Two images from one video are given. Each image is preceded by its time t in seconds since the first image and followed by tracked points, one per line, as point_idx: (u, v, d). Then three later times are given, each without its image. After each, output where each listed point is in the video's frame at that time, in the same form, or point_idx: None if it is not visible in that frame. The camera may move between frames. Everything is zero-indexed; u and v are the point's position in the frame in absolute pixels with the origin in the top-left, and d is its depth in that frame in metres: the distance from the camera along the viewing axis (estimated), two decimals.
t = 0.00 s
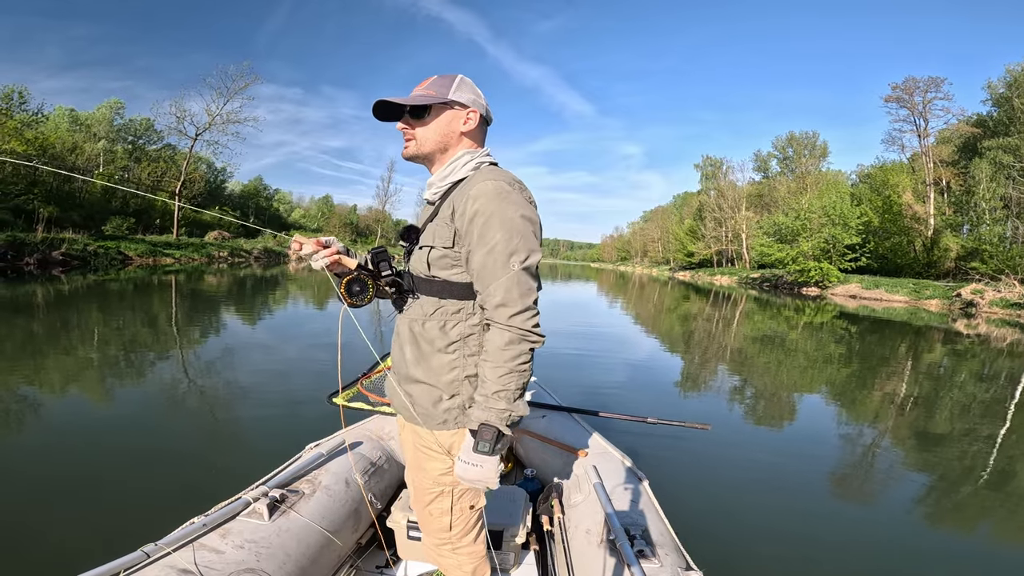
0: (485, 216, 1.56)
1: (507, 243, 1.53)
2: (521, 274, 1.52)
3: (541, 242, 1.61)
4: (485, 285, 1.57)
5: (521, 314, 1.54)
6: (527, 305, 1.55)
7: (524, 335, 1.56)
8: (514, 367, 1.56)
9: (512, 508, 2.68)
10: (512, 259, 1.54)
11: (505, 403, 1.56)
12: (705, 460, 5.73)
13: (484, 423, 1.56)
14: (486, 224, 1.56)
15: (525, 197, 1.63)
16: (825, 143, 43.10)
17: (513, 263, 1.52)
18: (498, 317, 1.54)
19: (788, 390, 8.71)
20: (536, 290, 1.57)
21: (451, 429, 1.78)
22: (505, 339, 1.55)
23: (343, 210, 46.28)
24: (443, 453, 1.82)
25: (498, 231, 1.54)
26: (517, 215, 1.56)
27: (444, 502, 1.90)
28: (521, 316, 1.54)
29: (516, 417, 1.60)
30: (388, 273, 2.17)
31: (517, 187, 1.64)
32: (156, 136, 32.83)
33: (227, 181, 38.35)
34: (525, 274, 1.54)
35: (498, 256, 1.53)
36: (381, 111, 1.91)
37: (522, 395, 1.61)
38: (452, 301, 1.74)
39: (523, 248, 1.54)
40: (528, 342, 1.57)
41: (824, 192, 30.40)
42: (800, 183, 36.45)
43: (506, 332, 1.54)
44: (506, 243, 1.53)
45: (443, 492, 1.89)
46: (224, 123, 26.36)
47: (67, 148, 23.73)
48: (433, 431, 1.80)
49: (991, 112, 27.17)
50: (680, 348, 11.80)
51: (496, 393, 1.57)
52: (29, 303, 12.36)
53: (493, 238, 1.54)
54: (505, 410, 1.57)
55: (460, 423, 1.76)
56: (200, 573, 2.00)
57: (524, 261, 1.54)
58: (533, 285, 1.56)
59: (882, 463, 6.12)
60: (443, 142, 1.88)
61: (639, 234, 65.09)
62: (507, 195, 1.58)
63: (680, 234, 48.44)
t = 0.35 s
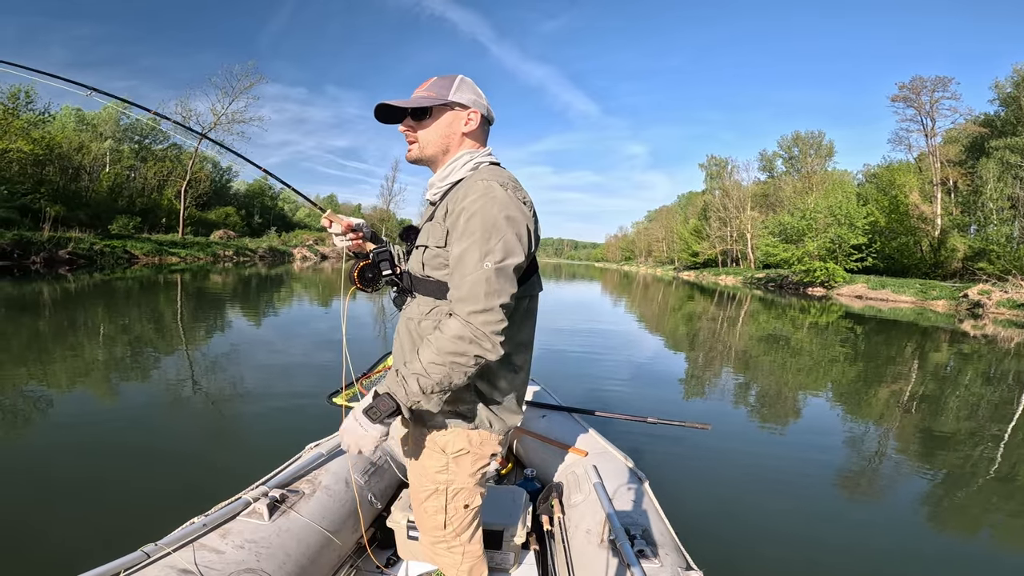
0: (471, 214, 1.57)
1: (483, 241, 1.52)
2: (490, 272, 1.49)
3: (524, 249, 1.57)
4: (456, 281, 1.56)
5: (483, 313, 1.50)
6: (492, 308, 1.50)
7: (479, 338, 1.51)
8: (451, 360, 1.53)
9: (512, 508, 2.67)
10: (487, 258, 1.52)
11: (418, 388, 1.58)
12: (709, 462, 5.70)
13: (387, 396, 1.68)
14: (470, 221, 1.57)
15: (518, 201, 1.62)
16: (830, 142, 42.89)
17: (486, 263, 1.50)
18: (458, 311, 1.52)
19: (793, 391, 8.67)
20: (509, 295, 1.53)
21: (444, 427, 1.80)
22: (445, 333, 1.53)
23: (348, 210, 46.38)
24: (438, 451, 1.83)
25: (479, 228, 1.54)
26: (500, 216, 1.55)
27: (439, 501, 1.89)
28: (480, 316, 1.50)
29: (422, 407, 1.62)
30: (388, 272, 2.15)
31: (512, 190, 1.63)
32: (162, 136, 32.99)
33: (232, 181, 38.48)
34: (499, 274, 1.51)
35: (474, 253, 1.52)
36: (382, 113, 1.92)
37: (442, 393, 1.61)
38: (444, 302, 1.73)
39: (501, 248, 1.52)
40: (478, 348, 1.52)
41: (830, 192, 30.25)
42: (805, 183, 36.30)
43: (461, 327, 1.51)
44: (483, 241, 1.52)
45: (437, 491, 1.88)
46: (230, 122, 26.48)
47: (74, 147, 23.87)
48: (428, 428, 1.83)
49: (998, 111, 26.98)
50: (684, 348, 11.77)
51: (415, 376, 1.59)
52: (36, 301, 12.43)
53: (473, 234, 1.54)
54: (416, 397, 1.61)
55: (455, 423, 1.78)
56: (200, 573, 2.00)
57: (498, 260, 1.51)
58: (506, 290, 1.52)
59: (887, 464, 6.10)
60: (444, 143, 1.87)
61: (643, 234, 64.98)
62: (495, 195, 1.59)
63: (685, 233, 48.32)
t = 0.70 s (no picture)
0: (458, 202, 1.56)
1: (449, 231, 1.52)
2: (443, 261, 1.49)
3: (487, 256, 1.52)
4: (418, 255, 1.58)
5: (413, 289, 1.51)
6: (422, 290, 1.50)
7: (401, 309, 1.54)
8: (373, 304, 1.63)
9: (512, 508, 2.66)
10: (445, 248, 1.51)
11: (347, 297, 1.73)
12: (710, 461, 5.70)
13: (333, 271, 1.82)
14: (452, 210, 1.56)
15: (507, 209, 1.58)
16: (832, 141, 42.79)
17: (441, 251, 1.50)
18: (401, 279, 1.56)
19: (796, 391, 8.64)
20: (454, 289, 1.51)
21: (447, 425, 1.78)
22: (385, 281, 1.63)
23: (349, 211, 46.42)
24: (441, 450, 1.82)
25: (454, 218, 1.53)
26: (478, 214, 1.52)
27: (443, 500, 1.89)
28: (410, 290, 1.52)
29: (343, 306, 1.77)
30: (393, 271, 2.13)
31: (513, 199, 1.59)
32: (165, 137, 33.05)
33: (234, 182, 38.54)
34: (447, 264, 1.50)
35: (440, 237, 1.52)
36: (390, 115, 1.92)
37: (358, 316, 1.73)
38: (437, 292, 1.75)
39: (460, 242, 1.51)
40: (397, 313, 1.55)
41: (833, 190, 30.17)
42: (808, 182, 36.22)
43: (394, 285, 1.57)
44: (452, 233, 1.51)
45: (442, 490, 1.89)
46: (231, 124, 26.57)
47: (76, 149, 23.92)
48: (432, 427, 1.81)
49: (1001, 109, 26.89)
50: (687, 347, 11.75)
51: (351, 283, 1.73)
52: (39, 302, 12.45)
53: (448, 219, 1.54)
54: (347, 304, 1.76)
55: (454, 418, 1.76)
56: (201, 573, 2.00)
57: (453, 250, 1.50)
58: (449, 282, 1.50)
59: (891, 463, 6.08)
60: (452, 144, 1.87)
61: (645, 233, 64.92)
62: (486, 194, 1.55)
63: (687, 233, 48.27)
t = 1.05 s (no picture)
0: (479, 214, 1.57)
1: (490, 242, 1.52)
2: (499, 273, 1.49)
3: (529, 253, 1.56)
4: (462, 280, 1.55)
5: (485, 310, 1.49)
6: (496, 304, 1.49)
7: (480, 335, 1.50)
8: (451, 355, 1.54)
9: (512, 508, 2.66)
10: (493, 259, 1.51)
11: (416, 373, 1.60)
12: (707, 460, 5.73)
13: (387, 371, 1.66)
14: (476, 221, 1.56)
15: (526, 204, 1.62)
16: (828, 141, 42.90)
17: (493, 264, 1.50)
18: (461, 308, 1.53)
19: (793, 390, 8.66)
20: (514, 295, 1.52)
21: (450, 424, 1.78)
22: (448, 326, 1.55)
23: (346, 211, 46.37)
24: (443, 449, 1.82)
25: (486, 228, 1.53)
26: (508, 217, 1.54)
27: (444, 499, 1.89)
28: (481, 312, 1.48)
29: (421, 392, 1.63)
30: (394, 272, 2.14)
31: (523, 195, 1.63)
32: (160, 137, 32.94)
33: (230, 182, 38.45)
34: (504, 274, 1.50)
35: (480, 251, 1.51)
36: (387, 115, 1.92)
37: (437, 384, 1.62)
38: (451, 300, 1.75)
39: (507, 250, 1.51)
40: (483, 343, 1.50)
41: (829, 189, 30.26)
42: (804, 181, 36.33)
43: (465, 321, 1.51)
44: (492, 244, 1.51)
45: (443, 488, 1.89)
46: (227, 123, 26.52)
47: (71, 149, 23.83)
48: (434, 426, 1.81)
49: (996, 109, 27.00)
50: (684, 347, 11.77)
51: (416, 362, 1.61)
52: (34, 303, 12.40)
53: (478, 231, 1.54)
54: (416, 382, 1.62)
55: (460, 419, 1.76)
56: (200, 573, 1.99)
57: (506, 261, 1.51)
58: (511, 289, 1.50)
59: (888, 462, 6.10)
60: (449, 145, 1.88)
61: (642, 232, 65.02)
62: (504, 199, 1.57)
63: (684, 232, 48.34)
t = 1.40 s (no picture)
0: (500, 220, 1.57)
1: (522, 247, 1.54)
2: (535, 276, 1.54)
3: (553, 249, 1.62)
4: (500, 287, 1.57)
5: (535, 315, 1.55)
6: (542, 306, 1.56)
7: (537, 337, 1.56)
8: (526, 368, 1.56)
9: (512, 508, 2.66)
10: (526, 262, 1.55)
11: (518, 402, 1.56)
12: (704, 460, 5.75)
13: (496, 420, 1.56)
14: (500, 228, 1.57)
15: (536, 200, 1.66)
16: (824, 142, 43.09)
17: (530, 267, 1.54)
18: (515, 318, 1.54)
19: (788, 391, 8.69)
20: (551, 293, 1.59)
21: (454, 425, 1.79)
22: (520, 337, 1.55)
23: (342, 210, 46.26)
24: (445, 448, 1.84)
25: (513, 234, 1.55)
26: (532, 219, 1.57)
27: (445, 498, 1.91)
28: (533, 317, 1.54)
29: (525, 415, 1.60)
30: (396, 274, 2.14)
31: (530, 192, 1.66)
32: (155, 135, 32.78)
33: (226, 181, 38.30)
34: (540, 276, 1.56)
35: (514, 258, 1.54)
36: (388, 114, 1.92)
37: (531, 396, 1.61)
38: (463, 303, 1.75)
39: (539, 251, 1.56)
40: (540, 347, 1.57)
41: (824, 191, 30.40)
42: (800, 183, 36.49)
43: (522, 333, 1.54)
44: (522, 247, 1.54)
45: (444, 488, 1.90)
46: (223, 121, 26.42)
47: (65, 147, 23.71)
48: (437, 427, 1.82)
49: (990, 112, 27.17)
50: (680, 347, 11.80)
51: (510, 391, 1.56)
52: (27, 302, 12.31)
53: (508, 239, 1.55)
54: (516, 409, 1.57)
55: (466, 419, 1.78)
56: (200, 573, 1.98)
57: (541, 262, 1.56)
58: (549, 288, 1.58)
59: (882, 462, 6.14)
60: (452, 145, 1.88)
61: (638, 233, 65.16)
62: (521, 199, 1.60)
63: (680, 233, 48.49)
